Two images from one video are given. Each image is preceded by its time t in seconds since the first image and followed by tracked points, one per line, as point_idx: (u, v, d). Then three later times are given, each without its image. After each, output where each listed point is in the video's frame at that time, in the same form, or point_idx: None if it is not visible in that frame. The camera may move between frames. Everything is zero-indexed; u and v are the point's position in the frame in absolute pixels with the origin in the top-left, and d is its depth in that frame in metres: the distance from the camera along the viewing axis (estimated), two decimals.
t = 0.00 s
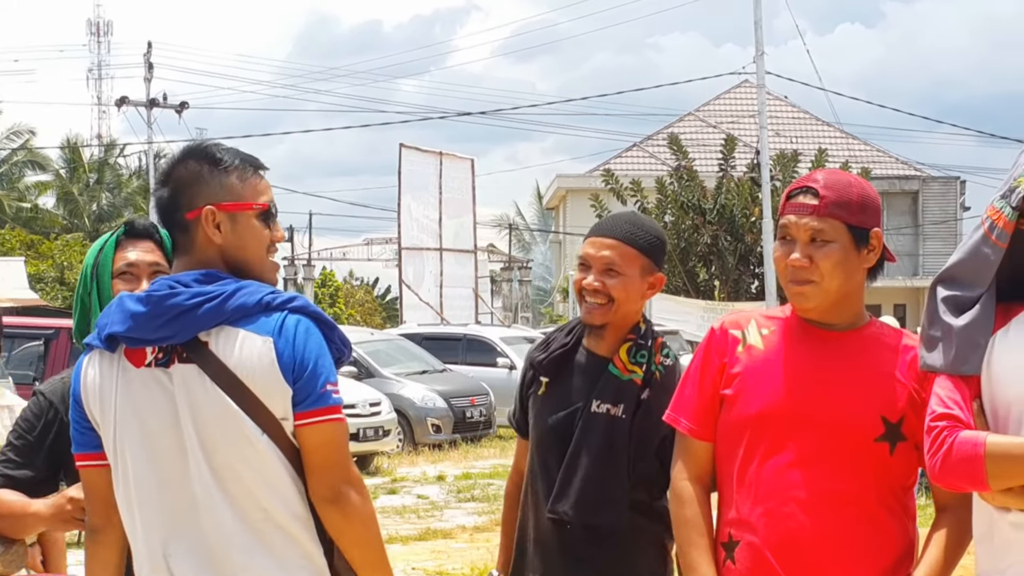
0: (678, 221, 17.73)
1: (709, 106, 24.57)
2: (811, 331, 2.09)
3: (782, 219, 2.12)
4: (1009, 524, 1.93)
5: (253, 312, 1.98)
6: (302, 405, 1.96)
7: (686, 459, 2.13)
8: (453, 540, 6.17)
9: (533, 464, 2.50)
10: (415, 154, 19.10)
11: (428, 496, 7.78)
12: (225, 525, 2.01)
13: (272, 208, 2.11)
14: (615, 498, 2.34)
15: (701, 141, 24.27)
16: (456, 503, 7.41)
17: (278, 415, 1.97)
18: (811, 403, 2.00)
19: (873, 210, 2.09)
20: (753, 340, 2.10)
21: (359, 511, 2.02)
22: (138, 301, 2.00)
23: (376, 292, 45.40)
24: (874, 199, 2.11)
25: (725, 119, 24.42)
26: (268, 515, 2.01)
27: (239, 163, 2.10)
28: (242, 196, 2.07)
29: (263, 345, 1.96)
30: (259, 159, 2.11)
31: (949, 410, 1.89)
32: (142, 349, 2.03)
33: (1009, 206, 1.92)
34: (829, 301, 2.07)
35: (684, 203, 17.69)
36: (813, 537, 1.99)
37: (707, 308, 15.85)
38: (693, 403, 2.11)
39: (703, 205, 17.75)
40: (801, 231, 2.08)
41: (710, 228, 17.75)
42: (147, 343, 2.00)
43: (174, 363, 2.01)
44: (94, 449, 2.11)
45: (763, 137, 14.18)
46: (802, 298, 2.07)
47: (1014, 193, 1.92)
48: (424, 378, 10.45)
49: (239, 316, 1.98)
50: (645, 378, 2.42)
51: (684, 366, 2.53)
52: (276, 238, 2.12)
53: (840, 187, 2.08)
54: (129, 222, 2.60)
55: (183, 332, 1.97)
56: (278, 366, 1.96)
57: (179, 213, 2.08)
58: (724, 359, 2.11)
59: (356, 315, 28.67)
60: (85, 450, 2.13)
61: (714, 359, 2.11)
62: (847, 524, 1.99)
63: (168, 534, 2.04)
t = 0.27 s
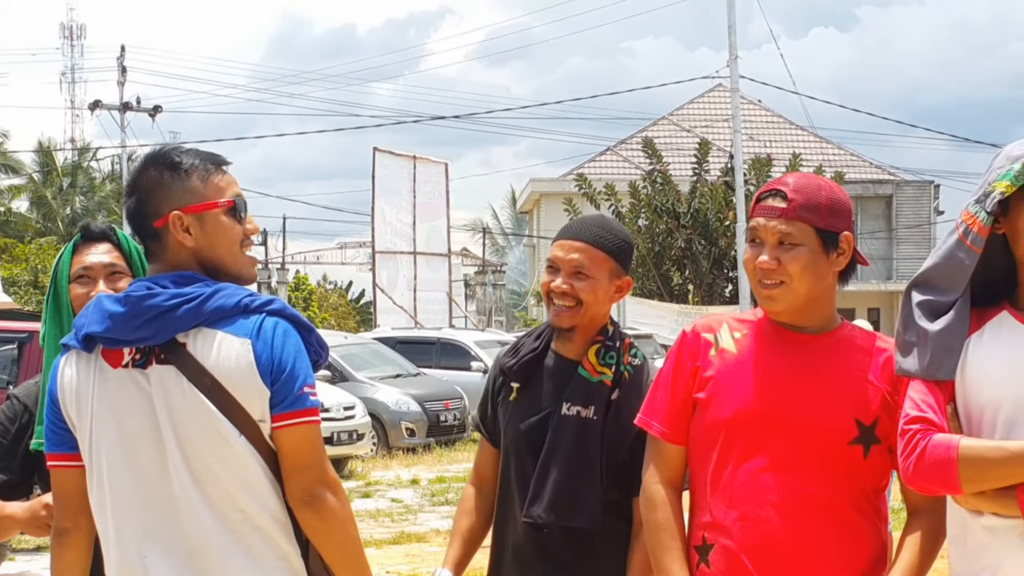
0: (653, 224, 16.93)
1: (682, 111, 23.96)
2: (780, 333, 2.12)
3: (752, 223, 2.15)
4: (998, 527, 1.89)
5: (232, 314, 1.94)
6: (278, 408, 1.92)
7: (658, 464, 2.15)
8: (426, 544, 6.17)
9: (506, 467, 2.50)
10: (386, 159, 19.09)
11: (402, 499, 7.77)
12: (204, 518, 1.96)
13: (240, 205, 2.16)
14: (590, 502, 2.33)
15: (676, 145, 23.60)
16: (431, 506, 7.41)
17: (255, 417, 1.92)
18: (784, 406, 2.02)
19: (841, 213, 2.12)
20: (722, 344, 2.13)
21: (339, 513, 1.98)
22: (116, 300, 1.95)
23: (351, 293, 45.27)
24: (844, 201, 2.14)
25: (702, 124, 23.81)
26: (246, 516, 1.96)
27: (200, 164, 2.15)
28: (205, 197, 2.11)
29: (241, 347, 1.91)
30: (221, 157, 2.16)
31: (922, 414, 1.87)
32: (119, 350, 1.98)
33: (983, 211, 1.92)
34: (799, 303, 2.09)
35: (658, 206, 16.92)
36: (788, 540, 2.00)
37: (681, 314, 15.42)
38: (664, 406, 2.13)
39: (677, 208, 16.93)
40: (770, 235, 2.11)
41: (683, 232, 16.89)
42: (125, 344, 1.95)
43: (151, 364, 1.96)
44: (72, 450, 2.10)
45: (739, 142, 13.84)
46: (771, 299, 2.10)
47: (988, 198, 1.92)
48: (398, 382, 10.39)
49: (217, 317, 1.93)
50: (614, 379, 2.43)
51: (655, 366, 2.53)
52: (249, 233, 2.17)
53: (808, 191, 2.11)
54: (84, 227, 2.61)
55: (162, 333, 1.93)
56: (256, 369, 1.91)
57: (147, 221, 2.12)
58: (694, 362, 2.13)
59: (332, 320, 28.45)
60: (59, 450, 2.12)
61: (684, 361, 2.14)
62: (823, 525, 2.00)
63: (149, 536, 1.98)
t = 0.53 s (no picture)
0: (654, 219, 16.22)
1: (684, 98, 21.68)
2: (788, 335, 2.01)
3: (754, 218, 2.04)
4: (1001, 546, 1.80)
5: (200, 316, 1.86)
6: (251, 417, 1.84)
7: (657, 474, 2.04)
8: (413, 560, 6.03)
9: (494, 481, 2.37)
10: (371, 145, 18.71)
11: (388, 512, 7.63)
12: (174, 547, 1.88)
13: (218, 202, 2.03)
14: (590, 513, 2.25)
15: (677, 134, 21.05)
16: (418, 520, 7.27)
17: (226, 426, 1.84)
18: (791, 413, 1.92)
19: (851, 208, 2.02)
20: (728, 346, 2.02)
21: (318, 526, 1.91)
22: (78, 302, 1.87)
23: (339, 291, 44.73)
24: (854, 196, 2.03)
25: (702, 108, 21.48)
26: (217, 532, 1.87)
27: (176, 157, 2.03)
28: (179, 192, 1.99)
29: (209, 352, 1.83)
30: (199, 150, 2.03)
31: (943, 420, 1.75)
32: (82, 355, 1.90)
33: (1009, 202, 1.79)
34: (805, 303, 1.98)
35: (659, 199, 16.16)
36: (796, 556, 1.90)
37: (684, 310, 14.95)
38: (664, 413, 2.01)
39: (680, 202, 16.24)
40: (774, 232, 2.00)
41: (687, 227, 16.20)
42: (88, 348, 1.87)
43: (115, 370, 1.88)
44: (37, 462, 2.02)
45: (744, 130, 13.19)
46: (776, 299, 1.99)
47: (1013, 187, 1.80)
48: (383, 388, 10.22)
49: (184, 320, 1.85)
50: (609, 384, 2.34)
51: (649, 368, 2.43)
52: (224, 232, 2.05)
53: (814, 184, 2.00)
54: (45, 223, 2.49)
55: (125, 337, 1.84)
56: (225, 375, 1.83)
57: (116, 214, 2.00)
58: (697, 366, 2.02)
59: (308, 321, 26.52)
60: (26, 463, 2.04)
61: (685, 365, 2.02)
62: (834, 539, 1.90)
63: (112, 556, 1.90)
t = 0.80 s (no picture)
0: (653, 212, 16.16)
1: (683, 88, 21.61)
2: (788, 334, 1.93)
3: (752, 213, 1.96)
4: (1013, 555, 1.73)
5: (174, 314, 1.79)
6: (228, 418, 1.77)
7: (652, 480, 1.97)
8: (400, 569, 5.95)
9: (473, 492, 2.28)
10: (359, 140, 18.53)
11: (374, 520, 7.55)
12: (151, 555, 1.80)
13: (195, 198, 1.96)
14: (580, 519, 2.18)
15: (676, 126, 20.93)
16: (405, 526, 7.19)
17: (203, 428, 1.77)
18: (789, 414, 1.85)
19: (851, 200, 1.94)
20: (724, 346, 1.95)
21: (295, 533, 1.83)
22: (48, 302, 1.81)
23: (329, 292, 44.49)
24: (855, 188, 1.95)
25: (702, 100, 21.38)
26: (195, 537, 1.80)
27: (154, 150, 1.95)
28: (155, 185, 1.92)
29: (183, 351, 1.76)
30: (178, 144, 1.96)
31: (957, 421, 1.69)
32: (52, 357, 1.84)
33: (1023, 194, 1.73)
34: (805, 301, 1.91)
35: (657, 192, 16.10)
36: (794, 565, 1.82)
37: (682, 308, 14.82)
38: (659, 416, 1.94)
39: (678, 196, 16.12)
40: (772, 227, 1.92)
41: (686, 222, 16.10)
42: (58, 349, 1.81)
43: (86, 371, 1.81)
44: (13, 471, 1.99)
45: (744, 121, 12.96)
46: (775, 297, 1.91)
47: None
48: (370, 390, 10.14)
49: (157, 319, 1.78)
50: (593, 383, 2.28)
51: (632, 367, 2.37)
52: (201, 229, 1.97)
53: (814, 177, 1.92)
54: (17, 219, 2.44)
55: (97, 338, 1.78)
56: (201, 374, 1.76)
57: (90, 207, 1.93)
58: (693, 368, 1.95)
59: (292, 320, 26.31)
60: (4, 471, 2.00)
61: (681, 367, 1.96)
62: (833, 543, 1.83)
63: (81, 563, 1.82)
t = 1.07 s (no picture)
0: (647, 210, 16.06)
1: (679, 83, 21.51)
2: (781, 335, 1.97)
3: (749, 212, 1.96)
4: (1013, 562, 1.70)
5: (162, 310, 1.76)
6: (214, 414, 1.74)
7: (646, 483, 2.01)
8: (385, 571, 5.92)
9: (425, 497, 2.23)
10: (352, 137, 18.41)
11: (362, 521, 7.52)
12: (136, 563, 1.76)
13: (181, 194, 1.94)
14: (540, 515, 2.15)
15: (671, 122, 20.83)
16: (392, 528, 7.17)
17: (191, 427, 1.74)
18: (781, 416, 1.88)
19: (850, 198, 1.96)
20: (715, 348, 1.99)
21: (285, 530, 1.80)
22: (33, 299, 1.76)
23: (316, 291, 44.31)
24: (850, 185, 1.97)
25: (697, 96, 21.28)
26: (181, 540, 1.77)
27: (139, 146, 1.92)
28: (143, 182, 1.89)
29: (172, 348, 1.73)
30: (164, 140, 1.93)
31: (959, 423, 1.66)
32: (36, 355, 1.81)
33: None
34: (806, 302, 1.93)
35: (652, 189, 16.01)
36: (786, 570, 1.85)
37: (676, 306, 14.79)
38: (650, 419, 1.98)
39: (673, 193, 16.01)
40: (773, 227, 1.93)
41: (681, 219, 15.97)
42: (44, 347, 1.77)
43: (72, 369, 1.78)
44: None
45: (740, 116, 12.88)
46: (776, 298, 1.93)
47: None
48: (359, 391, 10.12)
49: (145, 315, 1.75)
50: (547, 377, 2.27)
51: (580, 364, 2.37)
52: (187, 228, 1.95)
53: (812, 175, 1.93)
54: None
55: (82, 335, 1.74)
56: (190, 372, 1.73)
57: (74, 204, 1.90)
58: (686, 371, 2.00)
59: (278, 320, 26.14)
60: None
61: (672, 370, 2.00)
62: (827, 545, 1.86)
63: (70, 563, 1.79)
